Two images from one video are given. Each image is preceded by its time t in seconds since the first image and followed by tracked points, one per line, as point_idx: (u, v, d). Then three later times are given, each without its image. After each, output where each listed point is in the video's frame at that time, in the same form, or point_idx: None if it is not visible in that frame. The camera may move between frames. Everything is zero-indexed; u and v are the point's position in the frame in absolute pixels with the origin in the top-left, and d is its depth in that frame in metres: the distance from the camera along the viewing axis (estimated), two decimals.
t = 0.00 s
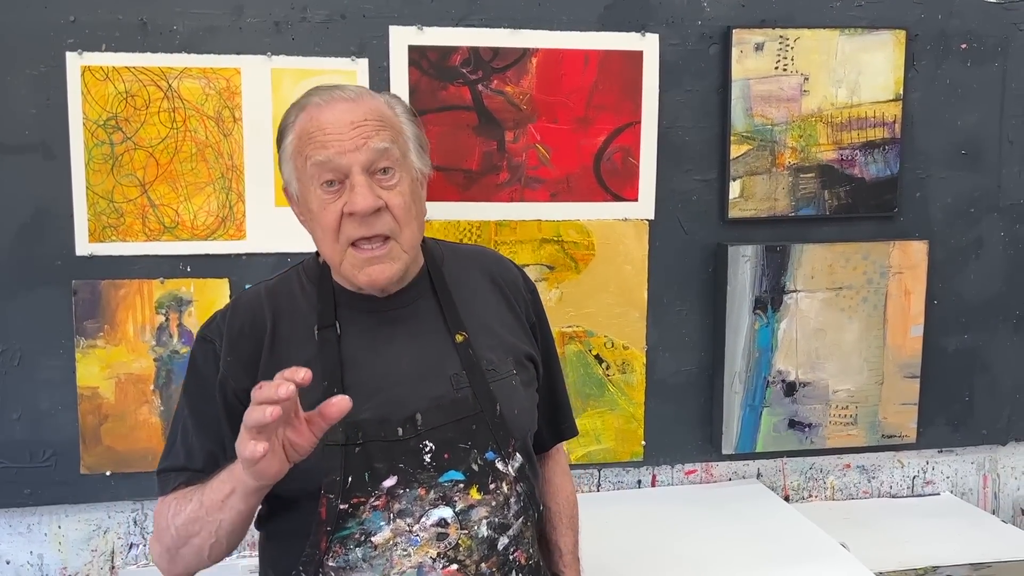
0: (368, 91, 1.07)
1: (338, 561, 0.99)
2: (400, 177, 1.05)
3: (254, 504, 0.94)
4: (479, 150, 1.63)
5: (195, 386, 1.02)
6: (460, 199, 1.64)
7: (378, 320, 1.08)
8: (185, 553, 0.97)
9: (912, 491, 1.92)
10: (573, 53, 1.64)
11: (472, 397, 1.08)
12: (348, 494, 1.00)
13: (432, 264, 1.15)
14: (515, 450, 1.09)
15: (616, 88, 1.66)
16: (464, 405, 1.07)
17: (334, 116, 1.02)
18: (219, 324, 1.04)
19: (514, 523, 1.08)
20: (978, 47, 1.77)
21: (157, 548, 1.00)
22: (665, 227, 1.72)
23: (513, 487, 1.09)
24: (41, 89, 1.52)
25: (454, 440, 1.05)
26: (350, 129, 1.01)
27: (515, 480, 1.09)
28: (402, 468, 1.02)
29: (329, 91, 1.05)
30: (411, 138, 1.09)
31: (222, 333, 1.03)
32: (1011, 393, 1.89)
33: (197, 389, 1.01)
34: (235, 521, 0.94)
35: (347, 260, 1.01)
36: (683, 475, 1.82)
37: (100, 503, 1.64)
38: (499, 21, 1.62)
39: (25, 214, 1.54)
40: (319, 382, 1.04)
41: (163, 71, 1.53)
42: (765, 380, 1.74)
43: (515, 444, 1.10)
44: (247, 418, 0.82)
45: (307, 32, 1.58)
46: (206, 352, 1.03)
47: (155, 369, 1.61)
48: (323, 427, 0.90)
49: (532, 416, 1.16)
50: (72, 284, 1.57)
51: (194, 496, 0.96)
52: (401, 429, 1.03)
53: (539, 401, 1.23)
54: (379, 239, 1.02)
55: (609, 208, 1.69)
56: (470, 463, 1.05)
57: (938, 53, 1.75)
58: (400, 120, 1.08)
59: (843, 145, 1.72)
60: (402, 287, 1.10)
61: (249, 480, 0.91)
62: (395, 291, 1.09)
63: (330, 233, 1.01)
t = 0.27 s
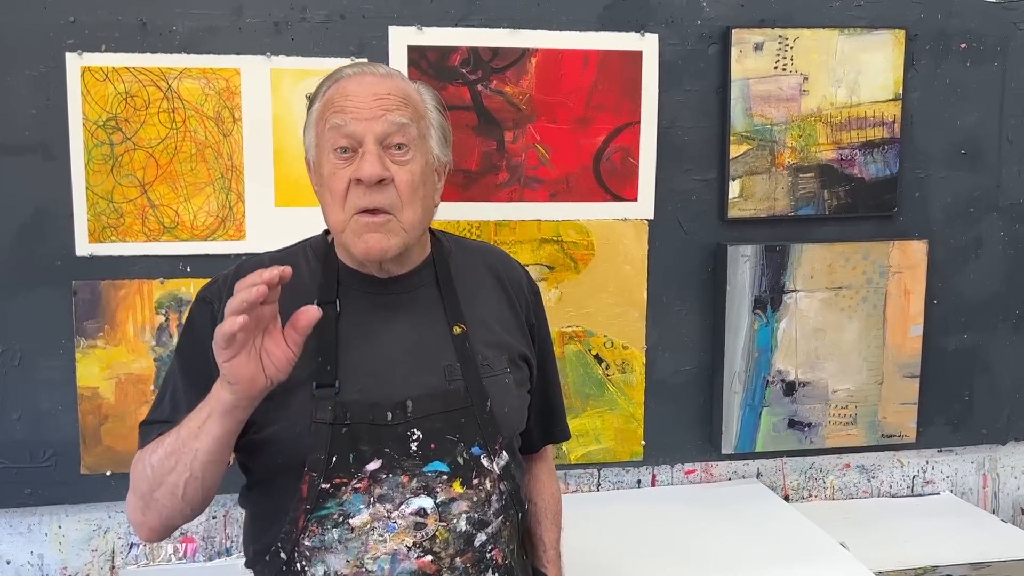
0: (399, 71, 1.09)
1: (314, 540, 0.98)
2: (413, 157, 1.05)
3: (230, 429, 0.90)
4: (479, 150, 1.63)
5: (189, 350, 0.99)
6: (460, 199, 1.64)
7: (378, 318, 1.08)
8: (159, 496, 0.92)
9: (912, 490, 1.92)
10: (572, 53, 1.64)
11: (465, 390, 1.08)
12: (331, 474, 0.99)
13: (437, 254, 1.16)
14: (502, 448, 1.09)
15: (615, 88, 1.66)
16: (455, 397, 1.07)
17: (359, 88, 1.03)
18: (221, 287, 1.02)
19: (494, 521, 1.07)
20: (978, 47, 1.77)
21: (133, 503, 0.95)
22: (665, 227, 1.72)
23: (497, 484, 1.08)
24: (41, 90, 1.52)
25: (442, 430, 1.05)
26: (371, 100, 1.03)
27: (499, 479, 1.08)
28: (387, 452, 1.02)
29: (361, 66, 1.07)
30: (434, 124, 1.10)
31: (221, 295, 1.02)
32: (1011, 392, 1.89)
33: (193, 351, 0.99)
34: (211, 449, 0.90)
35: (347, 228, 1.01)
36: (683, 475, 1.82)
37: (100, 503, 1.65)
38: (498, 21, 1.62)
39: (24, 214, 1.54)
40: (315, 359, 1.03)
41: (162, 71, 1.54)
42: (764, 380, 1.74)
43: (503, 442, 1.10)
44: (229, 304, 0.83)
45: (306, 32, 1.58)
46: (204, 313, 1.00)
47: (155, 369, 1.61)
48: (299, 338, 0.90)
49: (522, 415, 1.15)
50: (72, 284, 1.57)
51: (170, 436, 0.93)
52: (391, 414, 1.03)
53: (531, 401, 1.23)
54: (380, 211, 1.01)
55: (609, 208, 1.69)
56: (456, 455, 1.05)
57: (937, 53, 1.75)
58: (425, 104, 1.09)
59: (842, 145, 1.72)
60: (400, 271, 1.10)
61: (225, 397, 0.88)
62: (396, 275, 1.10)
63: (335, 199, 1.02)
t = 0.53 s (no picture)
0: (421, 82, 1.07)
1: (296, 544, 0.99)
2: (429, 175, 1.04)
3: (224, 416, 0.90)
4: (479, 150, 1.63)
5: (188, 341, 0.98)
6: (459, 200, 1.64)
7: (379, 319, 1.08)
8: (151, 484, 0.92)
9: (912, 490, 1.92)
10: (572, 54, 1.64)
11: (457, 405, 1.07)
12: (317, 481, 1.00)
13: (443, 263, 1.15)
14: (492, 466, 1.08)
15: (615, 88, 1.66)
16: (447, 414, 1.06)
17: (380, 101, 1.01)
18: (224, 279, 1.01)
19: (476, 539, 1.07)
20: (978, 47, 1.77)
21: (125, 489, 0.95)
22: (664, 227, 1.72)
23: (483, 502, 1.08)
24: (42, 90, 1.53)
25: (431, 447, 1.04)
26: (391, 115, 1.01)
27: (485, 496, 1.08)
28: (373, 465, 1.01)
29: (382, 75, 1.04)
30: (451, 138, 1.08)
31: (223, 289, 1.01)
32: (1011, 392, 1.90)
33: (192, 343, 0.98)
34: (204, 437, 0.90)
35: (356, 242, 1.01)
36: (683, 475, 1.82)
37: (101, 503, 1.65)
38: (498, 22, 1.62)
39: (25, 215, 1.55)
40: (309, 365, 1.03)
41: (163, 72, 1.54)
42: (764, 380, 1.74)
43: (492, 459, 1.09)
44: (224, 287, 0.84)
45: (307, 33, 1.58)
46: (206, 305, 0.99)
47: (155, 369, 1.61)
48: (294, 326, 0.91)
49: (513, 431, 1.15)
50: (72, 285, 1.57)
51: (162, 424, 0.93)
52: (381, 425, 1.03)
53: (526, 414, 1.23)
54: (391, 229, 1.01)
55: (609, 208, 1.69)
56: (443, 473, 1.04)
57: (937, 53, 1.76)
58: (444, 118, 1.07)
59: (842, 145, 1.73)
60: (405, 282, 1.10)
61: (220, 384, 0.88)
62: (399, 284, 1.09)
63: (346, 212, 1.01)
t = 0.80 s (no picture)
0: (432, 99, 1.04)
1: (291, 554, 1.00)
2: (436, 197, 1.02)
3: (229, 426, 0.90)
4: (479, 150, 1.64)
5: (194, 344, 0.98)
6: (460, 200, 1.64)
7: (380, 319, 1.07)
8: (154, 490, 0.92)
9: (912, 490, 1.92)
10: (572, 54, 1.65)
11: (456, 423, 1.07)
12: (313, 494, 1.00)
13: (449, 276, 1.14)
14: (489, 484, 1.08)
15: (615, 88, 1.67)
16: (446, 432, 1.06)
17: (389, 121, 0.99)
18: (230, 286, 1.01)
19: (469, 557, 1.07)
20: (978, 47, 1.77)
21: (127, 493, 0.95)
22: (664, 227, 1.73)
23: (478, 520, 1.08)
24: (43, 91, 1.53)
25: (428, 465, 1.04)
26: (400, 136, 0.99)
27: (481, 514, 1.08)
28: (369, 481, 1.02)
29: (393, 91, 1.02)
30: (461, 157, 1.06)
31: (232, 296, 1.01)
32: (1011, 392, 1.90)
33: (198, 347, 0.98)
34: (209, 446, 0.90)
35: (360, 262, 1.01)
36: (683, 474, 1.83)
37: (102, 503, 1.65)
38: (498, 22, 1.62)
39: (26, 215, 1.55)
40: (311, 377, 1.03)
41: (164, 72, 1.54)
42: (764, 380, 1.74)
43: (490, 477, 1.09)
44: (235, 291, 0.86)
45: (307, 33, 1.58)
46: (213, 310, 0.99)
47: (156, 369, 1.62)
48: (303, 336, 0.92)
49: (512, 447, 1.15)
50: (73, 285, 1.57)
51: (168, 430, 0.93)
52: (379, 441, 1.02)
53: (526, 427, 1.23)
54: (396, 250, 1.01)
55: (609, 208, 1.70)
56: (439, 492, 1.04)
57: (937, 52, 1.76)
58: (454, 137, 1.05)
59: (842, 145, 1.73)
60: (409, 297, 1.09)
61: (226, 393, 0.89)
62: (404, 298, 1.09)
63: (351, 232, 1.00)
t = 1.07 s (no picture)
0: (436, 108, 1.02)
1: (298, 556, 1.00)
2: (438, 211, 1.02)
3: (236, 417, 0.91)
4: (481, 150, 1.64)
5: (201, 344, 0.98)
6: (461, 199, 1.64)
7: (383, 319, 1.07)
8: (160, 486, 0.92)
9: (912, 489, 1.92)
10: (573, 54, 1.65)
11: (464, 425, 1.07)
12: (321, 496, 1.00)
13: (456, 278, 1.15)
14: (496, 486, 1.09)
15: (616, 88, 1.67)
16: (454, 434, 1.06)
17: (391, 134, 0.98)
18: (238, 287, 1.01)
19: (476, 559, 1.08)
20: (978, 46, 1.77)
21: (133, 491, 0.95)
22: (666, 227, 1.73)
23: (485, 522, 1.09)
24: (45, 90, 1.53)
25: (435, 467, 1.05)
26: (402, 150, 0.98)
27: (487, 516, 1.09)
28: (378, 483, 1.02)
29: (395, 100, 1.01)
30: (464, 167, 1.05)
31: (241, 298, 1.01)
32: (1011, 391, 1.90)
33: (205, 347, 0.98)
34: (215, 438, 0.91)
35: (362, 273, 1.01)
36: (684, 474, 1.83)
37: (104, 502, 1.66)
38: (499, 22, 1.63)
39: (28, 215, 1.55)
40: (319, 379, 1.03)
41: (165, 72, 1.54)
42: (765, 379, 1.75)
43: (497, 479, 1.10)
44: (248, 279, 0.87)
45: (309, 33, 1.59)
46: (220, 311, 0.99)
47: (158, 368, 1.62)
48: (316, 325, 0.93)
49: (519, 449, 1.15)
50: (75, 285, 1.58)
51: (175, 425, 0.94)
52: (386, 444, 1.03)
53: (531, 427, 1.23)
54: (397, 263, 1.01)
55: (610, 208, 1.70)
56: (446, 494, 1.05)
57: (937, 53, 1.76)
58: (458, 147, 1.04)
59: (843, 145, 1.73)
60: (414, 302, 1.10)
61: (235, 381, 0.89)
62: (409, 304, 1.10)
63: (353, 244, 1.01)
